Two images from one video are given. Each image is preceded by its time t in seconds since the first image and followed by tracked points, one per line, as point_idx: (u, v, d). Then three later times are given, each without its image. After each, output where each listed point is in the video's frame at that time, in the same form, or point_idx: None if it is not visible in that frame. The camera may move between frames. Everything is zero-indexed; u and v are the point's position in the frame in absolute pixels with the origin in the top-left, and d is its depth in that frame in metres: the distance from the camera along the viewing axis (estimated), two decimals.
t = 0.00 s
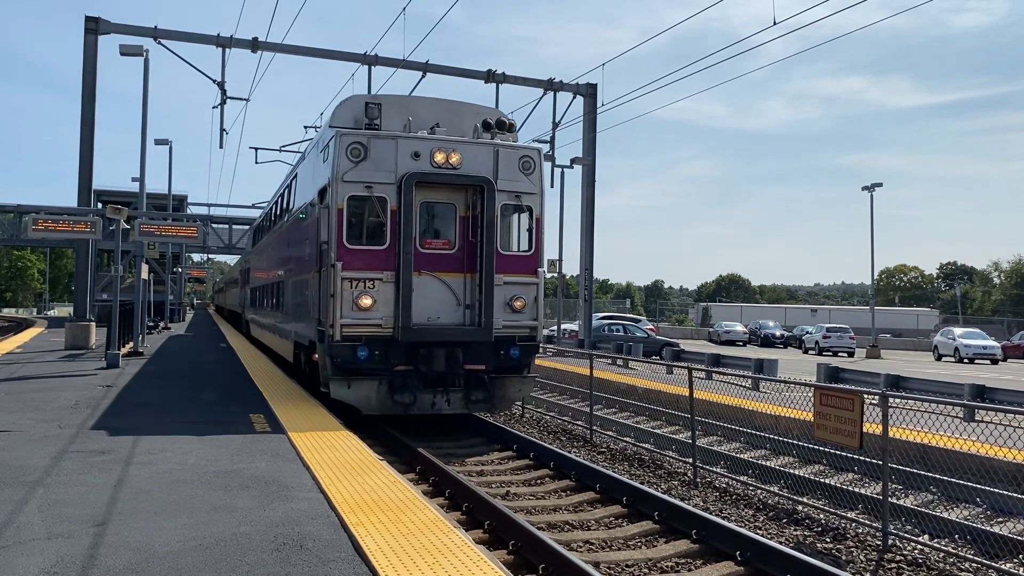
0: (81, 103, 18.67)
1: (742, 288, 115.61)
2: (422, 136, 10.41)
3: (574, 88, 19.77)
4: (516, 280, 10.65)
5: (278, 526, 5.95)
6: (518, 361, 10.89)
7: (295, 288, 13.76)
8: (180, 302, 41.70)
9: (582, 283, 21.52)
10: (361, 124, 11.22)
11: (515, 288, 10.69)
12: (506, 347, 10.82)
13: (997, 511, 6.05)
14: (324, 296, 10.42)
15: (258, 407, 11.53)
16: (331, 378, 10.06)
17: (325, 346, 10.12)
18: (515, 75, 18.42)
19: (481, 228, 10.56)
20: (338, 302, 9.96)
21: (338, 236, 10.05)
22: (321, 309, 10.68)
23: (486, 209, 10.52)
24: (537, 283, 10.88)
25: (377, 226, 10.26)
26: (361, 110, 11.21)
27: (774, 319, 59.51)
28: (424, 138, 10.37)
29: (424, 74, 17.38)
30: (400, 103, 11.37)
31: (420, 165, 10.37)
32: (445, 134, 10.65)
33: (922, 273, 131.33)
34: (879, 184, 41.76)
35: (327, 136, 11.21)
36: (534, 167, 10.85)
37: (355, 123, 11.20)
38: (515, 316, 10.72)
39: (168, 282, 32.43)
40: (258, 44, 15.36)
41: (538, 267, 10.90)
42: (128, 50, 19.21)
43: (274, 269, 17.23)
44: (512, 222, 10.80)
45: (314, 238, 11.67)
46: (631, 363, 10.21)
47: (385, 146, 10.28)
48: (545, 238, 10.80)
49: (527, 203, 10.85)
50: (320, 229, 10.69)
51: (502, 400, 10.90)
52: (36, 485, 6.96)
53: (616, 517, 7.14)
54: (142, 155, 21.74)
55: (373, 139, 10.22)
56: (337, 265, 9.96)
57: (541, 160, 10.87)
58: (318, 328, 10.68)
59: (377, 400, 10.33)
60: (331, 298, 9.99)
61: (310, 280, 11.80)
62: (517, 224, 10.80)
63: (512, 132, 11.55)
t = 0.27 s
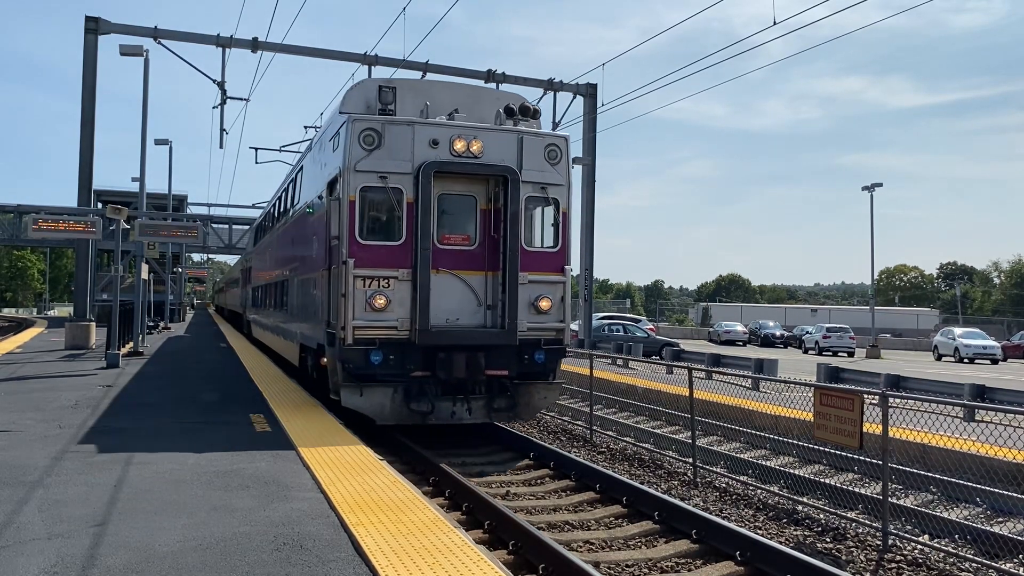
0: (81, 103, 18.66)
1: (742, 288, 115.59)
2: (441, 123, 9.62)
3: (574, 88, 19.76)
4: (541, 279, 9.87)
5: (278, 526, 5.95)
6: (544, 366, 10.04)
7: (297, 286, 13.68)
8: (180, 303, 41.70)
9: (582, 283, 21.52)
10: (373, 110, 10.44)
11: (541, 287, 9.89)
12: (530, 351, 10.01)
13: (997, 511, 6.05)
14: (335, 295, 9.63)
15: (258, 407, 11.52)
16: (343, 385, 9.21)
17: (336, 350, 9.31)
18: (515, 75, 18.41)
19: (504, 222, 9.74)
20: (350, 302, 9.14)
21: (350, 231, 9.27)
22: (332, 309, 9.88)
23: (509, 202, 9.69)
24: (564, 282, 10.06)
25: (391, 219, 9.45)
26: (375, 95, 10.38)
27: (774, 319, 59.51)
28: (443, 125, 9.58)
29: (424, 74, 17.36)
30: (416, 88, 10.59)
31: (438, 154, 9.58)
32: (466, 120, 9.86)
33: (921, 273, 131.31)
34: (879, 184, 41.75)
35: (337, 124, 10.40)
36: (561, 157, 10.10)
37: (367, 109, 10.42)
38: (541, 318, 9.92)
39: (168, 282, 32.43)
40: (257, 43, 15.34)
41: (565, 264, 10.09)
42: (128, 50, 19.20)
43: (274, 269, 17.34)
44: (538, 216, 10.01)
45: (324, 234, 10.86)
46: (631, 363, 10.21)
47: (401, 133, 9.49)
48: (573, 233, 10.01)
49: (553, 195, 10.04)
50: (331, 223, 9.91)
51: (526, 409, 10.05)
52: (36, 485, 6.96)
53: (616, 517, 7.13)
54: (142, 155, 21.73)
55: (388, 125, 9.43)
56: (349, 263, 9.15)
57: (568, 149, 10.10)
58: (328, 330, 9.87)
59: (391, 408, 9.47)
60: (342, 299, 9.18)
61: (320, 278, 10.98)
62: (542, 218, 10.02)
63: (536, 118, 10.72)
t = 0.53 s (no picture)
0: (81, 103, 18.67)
1: (742, 288, 115.57)
2: (463, 106, 8.77)
3: (574, 88, 19.77)
4: (573, 277, 9.01)
5: (278, 526, 5.95)
6: (575, 372, 9.19)
7: (297, 287, 13.74)
8: (180, 303, 41.72)
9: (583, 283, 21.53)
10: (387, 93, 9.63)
11: (573, 285, 9.03)
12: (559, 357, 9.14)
13: (997, 511, 6.06)
14: (347, 294, 8.77)
15: (259, 407, 11.52)
16: (356, 394, 8.36)
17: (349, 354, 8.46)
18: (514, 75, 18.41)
19: (532, 214, 8.87)
20: (364, 302, 8.26)
21: (364, 224, 8.41)
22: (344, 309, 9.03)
23: (539, 192, 8.82)
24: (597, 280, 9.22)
25: (409, 210, 8.59)
26: (389, 76, 9.49)
27: (774, 319, 59.52)
28: (465, 108, 8.73)
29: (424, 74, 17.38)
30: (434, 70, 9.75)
31: (461, 140, 8.73)
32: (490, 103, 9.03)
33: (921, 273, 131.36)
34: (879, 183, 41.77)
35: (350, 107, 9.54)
36: (594, 143, 9.21)
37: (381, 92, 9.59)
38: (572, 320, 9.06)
39: (167, 282, 32.48)
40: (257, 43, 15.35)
41: (598, 261, 9.23)
42: (128, 50, 19.21)
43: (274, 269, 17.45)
44: (568, 207, 9.14)
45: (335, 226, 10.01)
46: (631, 363, 10.22)
47: (420, 117, 8.64)
48: (606, 227, 9.15)
49: (586, 185, 9.18)
50: (343, 214, 9.06)
51: (556, 419, 9.17)
52: (36, 486, 6.96)
53: (616, 517, 7.13)
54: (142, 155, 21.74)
55: (406, 109, 8.58)
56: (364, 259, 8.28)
57: (601, 134, 9.24)
58: (340, 333, 9.02)
59: (408, 418, 8.60)
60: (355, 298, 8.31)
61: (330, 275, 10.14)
62: (574, 209, 9.16)
63: (567, 100, 9.48)
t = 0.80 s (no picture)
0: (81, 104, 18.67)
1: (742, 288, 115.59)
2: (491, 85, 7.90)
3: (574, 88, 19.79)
4: (611, 275, 8.21)
5: (278, 526, 5.95)
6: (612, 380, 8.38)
7: (298, 288, 13.75)
8: (180, 303, 41.74)
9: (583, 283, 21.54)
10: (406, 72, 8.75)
11: (610, 284, 8.23)
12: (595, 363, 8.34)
13: (997, 511, 6.07)
14: (363, 293, 7.91)
15: (259, 407, 11.51)
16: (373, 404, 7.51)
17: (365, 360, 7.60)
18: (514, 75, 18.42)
19: (567, 205, 8.03)
20: (382, 303, 7.39)
21: (381, 215, 7.54)
22: (359, 310, 8.17)
23: (574, 180, 7.97)
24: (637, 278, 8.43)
25: (432, 200, 7.72)
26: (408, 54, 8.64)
27: (774, 319, 59.56)
28: (494, 87, 7.87)
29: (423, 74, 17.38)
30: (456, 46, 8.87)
31: (489, 123, 7.86)
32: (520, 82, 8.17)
33: (922, 273, 131.39)
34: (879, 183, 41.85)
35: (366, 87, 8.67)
36: (634, 127, 8.42)
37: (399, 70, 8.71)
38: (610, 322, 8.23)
39: (168, 281, 32.54)
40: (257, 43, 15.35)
41: (639, 257, 8.44)
42: (128, 50, 19.21)
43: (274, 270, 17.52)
44: (605, 198, 8.34)
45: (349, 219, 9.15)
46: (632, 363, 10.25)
47: (443, 97, 7.77)
48: (646, 219, 8.38)
49: (625, 173, 8.37)
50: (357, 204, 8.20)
51: (593, 432, 8.36)
52: (36, 485, 6.96)
53: (616, 517, 7.12)
54: (142, 155, 21.74)
55: (429, 88, 7.70)
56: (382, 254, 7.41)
57: (641, 118, 8.45)
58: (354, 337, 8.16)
59: (431, 432, 7.76)
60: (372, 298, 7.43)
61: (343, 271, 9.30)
62: (612, 200, 8.36)
63: (603, 81, 8.93)
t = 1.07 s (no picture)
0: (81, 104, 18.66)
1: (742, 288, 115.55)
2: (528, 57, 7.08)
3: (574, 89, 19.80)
4: (661, 272, 7.45)
5: (279, 526, 5.94)
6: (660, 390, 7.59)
7: (297, 288, 13.75)
8: (180, 303, 41.74)
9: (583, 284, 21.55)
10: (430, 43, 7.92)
11: (659, 282, 7.47)
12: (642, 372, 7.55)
13: (997, 511, 6.06)
14: (384, 292, 7.12)
15: (259, 407, 11.50)
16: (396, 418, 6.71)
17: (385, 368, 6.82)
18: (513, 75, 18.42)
19: (613, 191, 7.24)
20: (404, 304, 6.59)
21: (405, 205, 6.75)
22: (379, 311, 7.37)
23: (620, 164, 7.19)
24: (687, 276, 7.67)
25: (460, 188, 6.92)
26: (432, 23, 7.83)
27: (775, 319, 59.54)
28: (531, 60, 7.05)
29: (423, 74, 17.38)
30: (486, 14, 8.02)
31: (527, 99, 7.05)
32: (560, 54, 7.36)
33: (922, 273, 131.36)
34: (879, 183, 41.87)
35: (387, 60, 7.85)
36: (685, 106, 7.64)
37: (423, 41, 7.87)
38: (658, 325, 7.45)
39: (168, 281, 32.57)
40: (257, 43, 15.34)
41: (690, 253, 7.67)
42: (128, 50, 19.21)
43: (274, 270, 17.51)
44: (653, 185, 7.57)
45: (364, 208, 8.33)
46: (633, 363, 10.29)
47: (475, 69, 6.94)
48: (698, 209, 7.61)
49: (676, 156, 7.59)
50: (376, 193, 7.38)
51: (639, 449, 7.57)
52: (36, 486, 6.96)
53: (616, 516, 7.11)
54: (142, 155, 21.73)
55: (459, 59, 6.89)
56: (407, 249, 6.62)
57: (694, 96, 7.67)
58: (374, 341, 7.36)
59: (460, 450, 6.95)
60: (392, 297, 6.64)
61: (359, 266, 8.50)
62: (660, 187, 7.61)
63: (649, 56, 8.25)
